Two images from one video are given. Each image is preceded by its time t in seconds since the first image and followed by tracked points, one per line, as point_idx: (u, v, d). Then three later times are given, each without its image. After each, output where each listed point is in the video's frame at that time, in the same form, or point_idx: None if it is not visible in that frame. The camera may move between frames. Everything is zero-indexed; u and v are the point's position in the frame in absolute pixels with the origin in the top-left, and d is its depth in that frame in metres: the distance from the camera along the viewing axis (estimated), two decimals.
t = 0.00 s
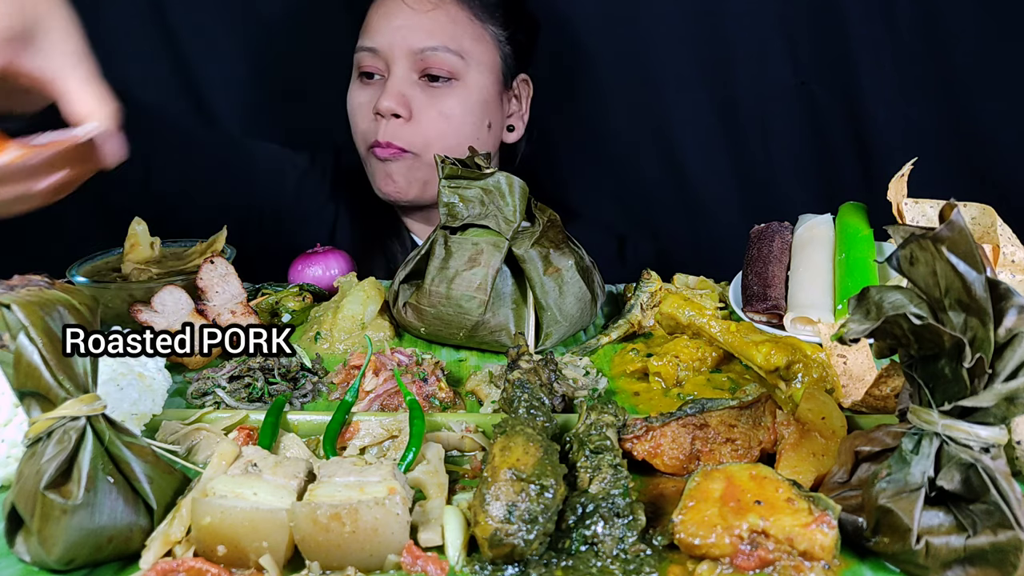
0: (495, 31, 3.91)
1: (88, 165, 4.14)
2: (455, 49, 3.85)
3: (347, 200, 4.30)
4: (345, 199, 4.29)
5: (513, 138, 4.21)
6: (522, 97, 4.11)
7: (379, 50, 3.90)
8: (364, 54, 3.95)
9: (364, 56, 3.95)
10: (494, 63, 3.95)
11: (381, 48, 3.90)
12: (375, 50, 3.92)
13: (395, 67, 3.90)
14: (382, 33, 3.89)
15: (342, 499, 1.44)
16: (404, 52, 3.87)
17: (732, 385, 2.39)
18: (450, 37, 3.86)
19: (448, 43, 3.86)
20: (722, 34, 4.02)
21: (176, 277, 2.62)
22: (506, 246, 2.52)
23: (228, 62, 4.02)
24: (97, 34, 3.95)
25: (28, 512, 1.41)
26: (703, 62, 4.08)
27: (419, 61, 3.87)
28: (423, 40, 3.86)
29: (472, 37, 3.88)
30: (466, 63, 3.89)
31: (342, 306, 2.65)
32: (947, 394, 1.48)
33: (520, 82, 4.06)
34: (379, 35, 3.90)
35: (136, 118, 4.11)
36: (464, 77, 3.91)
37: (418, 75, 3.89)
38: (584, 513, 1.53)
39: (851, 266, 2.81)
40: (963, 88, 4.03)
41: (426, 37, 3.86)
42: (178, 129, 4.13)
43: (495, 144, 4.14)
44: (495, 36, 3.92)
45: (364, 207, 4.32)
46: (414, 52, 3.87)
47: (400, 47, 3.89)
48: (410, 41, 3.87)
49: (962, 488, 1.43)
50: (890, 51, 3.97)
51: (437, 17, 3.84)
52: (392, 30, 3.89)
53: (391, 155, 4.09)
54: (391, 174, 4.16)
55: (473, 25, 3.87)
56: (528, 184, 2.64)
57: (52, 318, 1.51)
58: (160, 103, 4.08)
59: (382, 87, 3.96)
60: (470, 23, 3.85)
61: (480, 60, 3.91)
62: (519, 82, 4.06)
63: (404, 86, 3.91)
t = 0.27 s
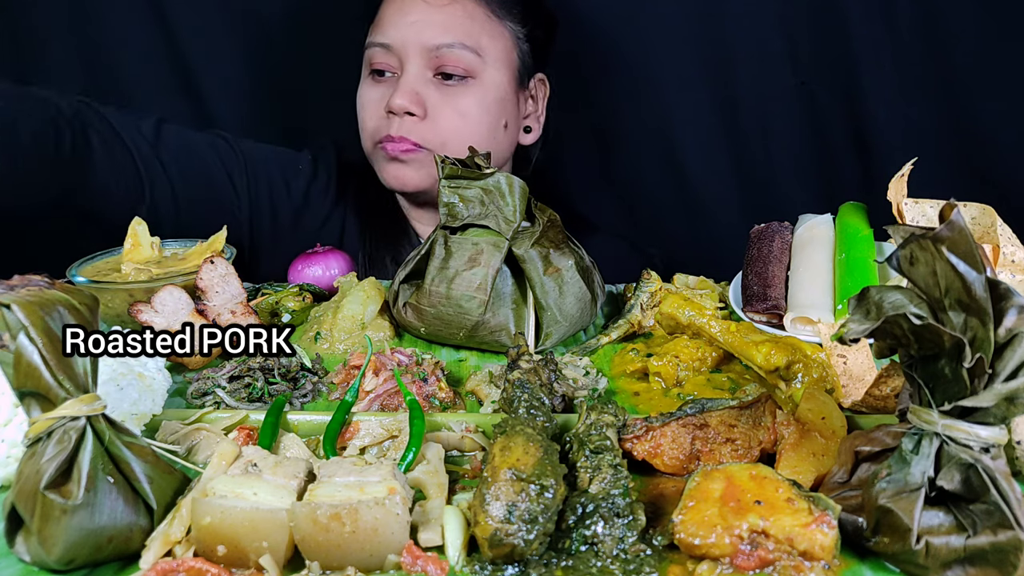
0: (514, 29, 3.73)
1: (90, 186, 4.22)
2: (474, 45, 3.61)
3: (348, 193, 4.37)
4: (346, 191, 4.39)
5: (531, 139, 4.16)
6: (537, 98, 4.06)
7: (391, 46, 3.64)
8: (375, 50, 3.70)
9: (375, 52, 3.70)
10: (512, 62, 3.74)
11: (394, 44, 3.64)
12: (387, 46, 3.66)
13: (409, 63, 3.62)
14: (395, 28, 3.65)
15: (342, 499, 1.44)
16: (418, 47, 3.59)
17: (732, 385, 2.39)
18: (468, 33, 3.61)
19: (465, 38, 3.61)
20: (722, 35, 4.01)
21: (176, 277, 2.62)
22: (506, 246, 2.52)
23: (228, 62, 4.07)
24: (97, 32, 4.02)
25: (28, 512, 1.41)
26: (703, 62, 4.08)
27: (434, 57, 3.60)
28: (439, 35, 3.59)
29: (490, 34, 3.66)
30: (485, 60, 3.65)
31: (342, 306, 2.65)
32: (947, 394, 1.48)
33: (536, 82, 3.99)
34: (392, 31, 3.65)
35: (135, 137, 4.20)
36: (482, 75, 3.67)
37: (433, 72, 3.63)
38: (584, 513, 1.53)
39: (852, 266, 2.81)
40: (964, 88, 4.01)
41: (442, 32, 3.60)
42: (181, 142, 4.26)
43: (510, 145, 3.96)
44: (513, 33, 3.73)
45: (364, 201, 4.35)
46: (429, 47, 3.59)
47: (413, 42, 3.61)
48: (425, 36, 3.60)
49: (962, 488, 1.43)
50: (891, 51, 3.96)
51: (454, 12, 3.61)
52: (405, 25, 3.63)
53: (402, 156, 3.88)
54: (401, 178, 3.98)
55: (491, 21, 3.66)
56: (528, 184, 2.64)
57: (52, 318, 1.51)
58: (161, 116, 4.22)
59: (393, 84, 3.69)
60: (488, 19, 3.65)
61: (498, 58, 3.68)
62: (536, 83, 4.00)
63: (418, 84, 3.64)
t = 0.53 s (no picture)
0: (519, 28, 3.71)
1: (85, 208, 3.93)
2: (480, 47, 3.58)
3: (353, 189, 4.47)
4: (351, 187, 4.48)
5: (537, 139, 4.10)
6: (543, 97, 4.00)
7: (395, 49, 3.59)
8: (379, 53, 3.66)
9: (379, 56, 3.65)
10: (517, 62, 3.71)
11: (398, 47, 3.59)
12: (391, 49, 3.61)
13: (413, 67, 3.58)
14: (399, 30, 3.61)
15: (342, 499, 1.44)
16: (424, 50, 3.56)
17: (732, 384, 2.39)
18: (473, 34, 3.58)
19: (471, 40, 3.57)
20: (722, 35, 4.02)
21: (176, 278, 2.62)
22: (506, 246, 2.52)
23: (227, 62, 4.20)
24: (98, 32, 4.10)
25: (28, 512, 1.41)
26: (703, 62, 4.08)
27: (440, 60, 3.56)
28: (444, 37, 3.56)
29: (495, 35, 3.64)
30: (491, 61, 3.62)
31: (342, 306, 2.65)
32: (947, 394, 1.48)
33: (543, 80, 3.95)
34: (395, 34, 3.61)
35: (133, 147, 4.04)
36: (488, 77, 3.63)
37: (439, 75, 3.58)
38: (584, 513, 1.53)
39: (852, 266, 2.81)
40: (964, 88, 4.01)
41: (446, 34, 3.56)
42: (179, 148, 4.24)
43: (518, 147, 3.92)
44: (518, 33, 3.71)
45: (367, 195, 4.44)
46: (434, 50, 3.55)
47: (418, 45, 3.58)
48: (430, 39, 3.57)
49: (962, 488, 1.43)
50: (891, 51, 3.96)
51: (458, 13, 3.59)
52: (409, 28, 3.59)
53: (410, 164, 3.85)
54: (407, 184, 3.95)
55: (495, 22, 3.64)
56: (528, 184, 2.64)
57: (52, 318, 1.51)
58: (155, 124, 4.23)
59: (398, 88, 3.64)
60: (492, 20, 3.63)
61: (504, 59, 3.66)
62: (543, 82, 3.95)
63: (424, 88, 3.59)
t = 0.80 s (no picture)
0: (517, 29, 3.71)
1: (81, 215, 3.78)
2: (481, 48, 3.56)
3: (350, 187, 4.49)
4: (349, 188, 4.50)
5: (537, 139, 4.04)
6: (541, 96, 3.96)
7: (396, 50, 3.57)
8: (378, 55, 3.62)
9: (379, 57, 3.62)
10: (517, 62, 3.71)
11: (399, 48, 3.56)
12: (392, 51, 3.59)
13: (415, 68, 3.55)
14: (399, 32, 3.58)
15: (342, 499, 1.44)
16: (426, 51, 3.53)
17: (732, 384, 2.39)
18: (474, 36, 3.57)
19: (472, 42, 3.56)
20: (722, 35, 4.01)
21: (176, 278, 2.62)
22: (506, 246, 2.52)
23: (227, 62, 4.22)
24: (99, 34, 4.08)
25: (28, 512, 1.41)
26: (703, 62, 4.08)
27: (442, 61, 3.53)
28: (446, 38, 3.53)
29: (496, 36, 3.63)
30: (492, 62, 3.61)
31: (342, 306, 2.65)
32: (947, 394, 1.48)
33: (540, 81, 3.92)
34: (396, 35, 3.59)
35: (129, 152, 3.95)
36: (490, 78, 3.61)
37: (440, 77, 3.56)
38: (584, 513, 1.53)
39: (852, 266, 2.81)
40: (965, 89, 4.01)
41: (448, 35, 3.54)
42: (173, 152, 4.17)
43: (518, 148, 3.91)
44: (517, 35, 3.71)
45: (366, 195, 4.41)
46: (436, 52, 3.52)
47: (419, 46, 3.54)
48: (431, 40, 3.54)
49: (962, 488, 1.43)
50: (891, 51, 3.95)
51: (458, 14, 3.57)
52: (410, 29, 3.56)
53: (412, 166, 3.82)
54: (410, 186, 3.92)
55: (495, 23, 3.63)
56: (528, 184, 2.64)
57: (52, 319, 1.51)
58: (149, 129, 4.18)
59: (400, 90, 3.61)
60: (492, 21, 3.63)
61: (505, 60, 3.65)
62: (541, 82, 3.93)
63: (426, 90, 3.56)
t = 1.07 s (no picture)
0: (517, 29, 3.72)
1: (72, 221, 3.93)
2: (487, 50, 3.58)
3: (344, 187, 4.48)
4: (349, 187, 4.48)
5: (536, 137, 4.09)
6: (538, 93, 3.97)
7: (400, 54, 3.56)
8: (380, 58, 3.60)
9: (381, 61, 3.60)
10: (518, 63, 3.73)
11: (403, 51, 3.56)
12: (395, 54, 3.57)
13: (422, 71, 3.55)
14: (402, 34, 3.57)
15: (342, 499, 1.44)
16: (431, 55, 3.53)
17: (732, 384, 2.39)
18: (479, 37, 3.58)
19: (478, 44, 3.57)
20: (722, 35, 4.01)
21: (176, 278, 2.62)
22: (506, 246, 2.52)
23: (227, 62, 4.23)
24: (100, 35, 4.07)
25: (27, 512, 1.41)
26: (703, 62, 4.08)
27: (448, 64, 3.54)
28: (451, 41, 3.54)
29: (499, 37, 3.65)
30: (497, 64, 3.62)
31: (342, 306, 2.65)
32: (947, 394, 1.48)
33: (536, 79, 3.93)
34: (398, 38, 3.57)
35: (122, 160, 4.02)
36: (495, 79, 3.64)
37: (446, 80, 3.57)
38: (584, 513, 1.53)
39: (852, 266, 2.81)
40: (965, 88, 4.01)
41: (452, 37, 3.54)
42: (168, 156, 4.22)
43: (522, 146, 3.94)
44: (517, 35, 3.71)
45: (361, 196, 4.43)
46: (441, 55, 3.53)
47: (424, 49, 3.55)
48: (436, 43, 3.54)
49: (962, 488, 1.43)
50: (891, 51, 3.96)
51: (462, 16, 3.57)
52: (413, 32, 3.55)
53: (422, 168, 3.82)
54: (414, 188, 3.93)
55: (497, 25, 3.64)
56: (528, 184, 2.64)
57: (52, 318, 1.51)
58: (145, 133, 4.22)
59: (406, 94, 3.61)
60: (496, 22, 3.63)
61: (509, 60, 3.67)
62: (536, 79, 3.93)
63: (432, 93, 3.57)
